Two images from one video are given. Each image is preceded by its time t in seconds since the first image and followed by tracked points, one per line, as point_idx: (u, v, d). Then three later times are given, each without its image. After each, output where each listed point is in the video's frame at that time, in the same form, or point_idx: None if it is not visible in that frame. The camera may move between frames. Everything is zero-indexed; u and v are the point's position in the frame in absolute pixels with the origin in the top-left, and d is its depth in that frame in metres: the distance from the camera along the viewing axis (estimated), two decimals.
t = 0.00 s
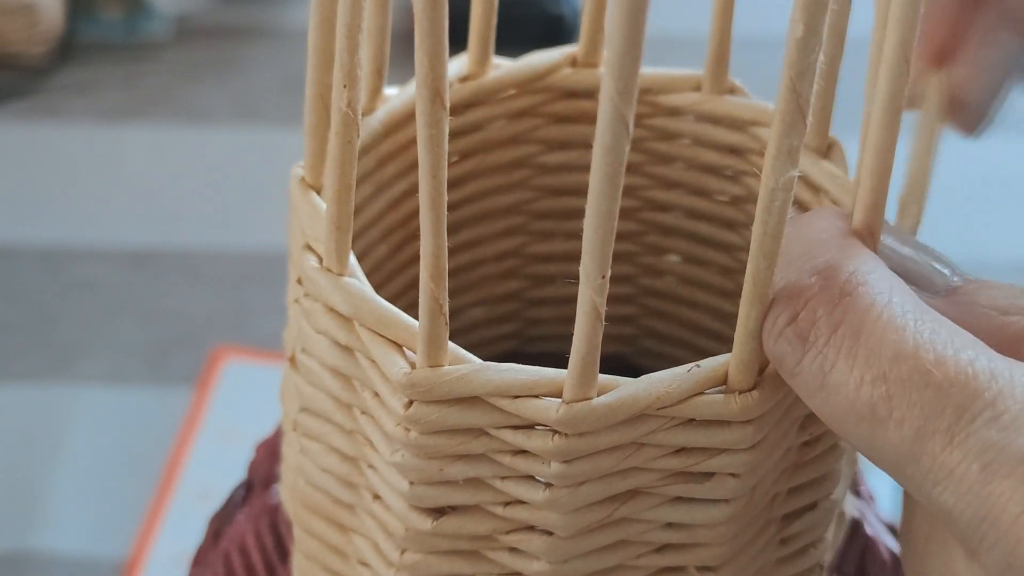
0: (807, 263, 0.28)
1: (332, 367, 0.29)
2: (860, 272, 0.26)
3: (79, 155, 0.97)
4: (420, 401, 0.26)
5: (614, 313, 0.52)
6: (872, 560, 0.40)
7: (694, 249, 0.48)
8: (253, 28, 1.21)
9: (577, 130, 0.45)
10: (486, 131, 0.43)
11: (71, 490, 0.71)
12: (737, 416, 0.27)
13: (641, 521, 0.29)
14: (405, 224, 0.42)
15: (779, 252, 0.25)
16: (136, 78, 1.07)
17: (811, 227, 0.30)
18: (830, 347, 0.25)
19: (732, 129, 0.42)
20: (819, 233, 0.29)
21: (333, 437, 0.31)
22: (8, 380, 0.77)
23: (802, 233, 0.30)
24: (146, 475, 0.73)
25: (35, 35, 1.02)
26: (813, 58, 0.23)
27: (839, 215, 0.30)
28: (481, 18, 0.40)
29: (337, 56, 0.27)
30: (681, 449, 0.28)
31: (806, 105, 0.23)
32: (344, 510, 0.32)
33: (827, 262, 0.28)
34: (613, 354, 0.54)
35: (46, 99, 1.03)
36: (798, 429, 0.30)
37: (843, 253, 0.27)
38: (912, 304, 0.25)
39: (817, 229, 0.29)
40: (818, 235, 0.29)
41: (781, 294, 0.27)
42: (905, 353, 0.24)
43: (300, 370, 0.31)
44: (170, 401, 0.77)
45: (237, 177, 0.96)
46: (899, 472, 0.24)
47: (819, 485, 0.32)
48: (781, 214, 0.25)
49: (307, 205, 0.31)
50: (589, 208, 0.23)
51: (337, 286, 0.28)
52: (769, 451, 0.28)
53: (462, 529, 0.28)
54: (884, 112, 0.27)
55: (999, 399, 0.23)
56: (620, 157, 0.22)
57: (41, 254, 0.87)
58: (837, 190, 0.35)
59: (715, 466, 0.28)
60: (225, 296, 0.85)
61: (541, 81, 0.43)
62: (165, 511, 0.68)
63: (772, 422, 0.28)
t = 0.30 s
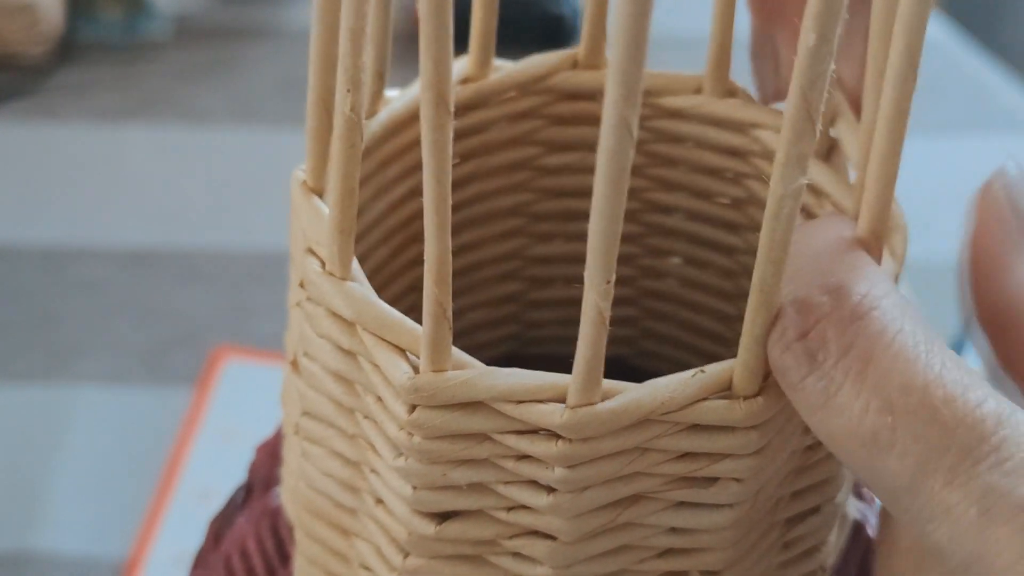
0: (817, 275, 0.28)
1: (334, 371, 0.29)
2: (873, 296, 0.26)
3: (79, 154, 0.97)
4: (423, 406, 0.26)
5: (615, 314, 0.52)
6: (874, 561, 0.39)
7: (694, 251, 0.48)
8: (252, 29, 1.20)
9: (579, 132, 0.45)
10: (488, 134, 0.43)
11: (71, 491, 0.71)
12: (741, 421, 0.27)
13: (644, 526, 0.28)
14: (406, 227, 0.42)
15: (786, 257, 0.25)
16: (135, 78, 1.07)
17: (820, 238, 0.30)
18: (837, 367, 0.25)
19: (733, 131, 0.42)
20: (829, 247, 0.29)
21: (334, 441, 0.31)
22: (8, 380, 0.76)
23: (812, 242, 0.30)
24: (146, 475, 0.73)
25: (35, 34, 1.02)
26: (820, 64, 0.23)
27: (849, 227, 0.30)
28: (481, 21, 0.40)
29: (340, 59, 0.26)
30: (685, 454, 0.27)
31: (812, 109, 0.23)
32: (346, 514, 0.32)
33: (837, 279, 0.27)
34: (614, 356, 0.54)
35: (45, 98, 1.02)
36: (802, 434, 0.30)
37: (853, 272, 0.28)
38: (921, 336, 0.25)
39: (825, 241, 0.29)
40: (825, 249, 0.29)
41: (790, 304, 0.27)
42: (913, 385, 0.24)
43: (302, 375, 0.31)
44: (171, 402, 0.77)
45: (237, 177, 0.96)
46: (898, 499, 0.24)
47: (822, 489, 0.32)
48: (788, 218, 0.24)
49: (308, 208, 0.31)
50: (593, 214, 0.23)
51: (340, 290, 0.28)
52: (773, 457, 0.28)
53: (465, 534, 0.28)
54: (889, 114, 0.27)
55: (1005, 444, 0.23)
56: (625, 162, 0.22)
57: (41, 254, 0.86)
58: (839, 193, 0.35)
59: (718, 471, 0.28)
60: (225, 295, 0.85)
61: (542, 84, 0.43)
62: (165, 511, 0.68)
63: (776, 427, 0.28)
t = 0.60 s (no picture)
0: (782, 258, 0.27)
1: (313, 372, 0.29)
2: (836, 284, 0.26)
3: (78, 155, 0.97)
4: (399, 406, 0.26)
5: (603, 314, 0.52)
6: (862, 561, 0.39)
7: (681, 252, 0.48)
8: (251, 29, 1.21)
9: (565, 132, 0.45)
10: (473, 134, 0.43)
11: (71, 490, 0.71)
12: (715, 420, 0.27)
13: (622, 525, 0.29)
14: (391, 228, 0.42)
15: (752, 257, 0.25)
16: (134, 79, 1.07)
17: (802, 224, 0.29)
18: (781, 354, 0.26)
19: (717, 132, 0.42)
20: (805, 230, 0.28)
21: (314, 442, 0.31)
22: (8, 379, 0.77)
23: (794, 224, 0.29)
24: (145, 476, 0.73)
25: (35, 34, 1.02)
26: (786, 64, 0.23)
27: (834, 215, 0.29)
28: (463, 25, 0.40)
29: (313, 63, 0.27)
30: (660, 453, 0.28)
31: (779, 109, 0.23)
32: (327, 515, 0.32)
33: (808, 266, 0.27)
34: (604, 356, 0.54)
35: (44, 99, 1.03)
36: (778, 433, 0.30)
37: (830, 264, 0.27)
38: (871, 329, 0.26)
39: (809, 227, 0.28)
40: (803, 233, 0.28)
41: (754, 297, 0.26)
42: (845, 382, 0.24)
43: (283, 376, 0.31)
44: (169, 402, 0.77)
45: (234, 177, 0.96)
46: (805, 487, 0.25)
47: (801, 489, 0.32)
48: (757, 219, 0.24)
49: (287, 210, 0.31)
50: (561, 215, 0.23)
51: (317, 291, 0.28)
52: (750, 456, 0.28)
53: (443, 534, 0.28)
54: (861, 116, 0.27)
55: (913, 454, 0.23)
56: (591, 162, 0.22)
57: (40, 254, 0.87)
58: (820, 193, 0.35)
59: (694, 470, 0.28)
60: (223, 295, 0.85)
61: (525, 85, 0.43)
62: (165, 512, 0.68)
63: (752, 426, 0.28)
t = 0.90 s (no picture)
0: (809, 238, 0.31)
1: (324, 370, 0.29)
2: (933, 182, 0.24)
3: (81, 154, 0.97)
4: (411, 405, 0.26)
5: (609, 314, 0.52)
6: (869, 561, 0.39)
7: (688, 251, 0.48)
8: (252, 28, 1.21)
9: (572, 133, 0.45)
10: (482, 134, 0.43)
11: (71, 489, 0.71)
12: (728, 420, 0.27)
13: (633, 525, 0.28)
14: (400, 227, 0.42)
15: (769, 258, 0.25)
16: (136, 78, 1.07)
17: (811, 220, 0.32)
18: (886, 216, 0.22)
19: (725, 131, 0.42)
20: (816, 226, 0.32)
21: (324, 441, 0.31)
22: (8, 379, 0.77)
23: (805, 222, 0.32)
24: (146, 475, 0.73)
25: (36, 34, 1.02)
26: (804, 64, 0.23)
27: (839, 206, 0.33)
28: (473, 23, 0.40)
29: (327, 61, 0.27)
30: (672, 453, 0.27)
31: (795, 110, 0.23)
32: (336, 514, 0.32)
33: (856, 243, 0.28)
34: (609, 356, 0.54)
35: (46, 98, 1.03)
36: (791, 432, 0.30)
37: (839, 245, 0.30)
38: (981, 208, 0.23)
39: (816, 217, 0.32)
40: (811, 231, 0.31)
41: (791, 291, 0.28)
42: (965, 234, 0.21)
43: (292, 374, 0.31)
44: (170, 402, 0.77)
45: (238, 177, 0.96)
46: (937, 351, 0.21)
47: (813, 488, 0.32)
48: (771, 219, 0.24)
49: (298, 209, 0.31)
50: (576, 214, 0.23)
51: (328, 290, 0.28)
52: (761, 456, 0.28)
53: (453, 534, 0.28)
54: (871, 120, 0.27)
55: None
56: (606, 162, 0.22)
57: (41, 254, 0.87)
58: (829, 195, 0.35)
59: (705, 470, 0.28)
60: (227, 295, 0.85)
61: (534, 84, 0.43)
62: (165, 512, 0.68)
63: (764, 427, 0.28)
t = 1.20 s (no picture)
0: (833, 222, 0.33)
1: (327, 370, 0.29)
2: None
3: (82, 154, 0.97)
4: (414, 404, 0.26)
5: (610, 314, 0.52)
6: (870, 560, 0.39)
7: (689, 251, 0.48)
8: (252, 28, 1.21)
9: (574, 133, 0.45)
10: (484, 133, 0.43)
11: (72, 489, 0.71)
12: (731, 420, 0.27)
13: (636, 524, 0.29)
14: (402, 226, 0.42)
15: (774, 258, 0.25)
16: (137, 78, 1.07)
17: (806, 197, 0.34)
18: None
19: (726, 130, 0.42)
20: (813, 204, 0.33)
21: (327, 440, 0.31)
22: (9, 379, 0.77)
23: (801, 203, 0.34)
24: (146, 476, 0.73)
25: (36, 34, 1.02)
26: (810, 64, 0.23)
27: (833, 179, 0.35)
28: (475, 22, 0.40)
29: (330, 60, 0.27)
30: (675, 453, 0.27)
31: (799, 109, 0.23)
32: (339, 513, 0.32)
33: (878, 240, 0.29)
34: (610, 356, 0.54)
35: (46, 98, 1.03)
36: (793, 431, 0.30)
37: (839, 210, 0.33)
38: None
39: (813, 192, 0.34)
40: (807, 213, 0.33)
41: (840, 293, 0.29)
42: None
43: (295, 374, 0.31)
44: (171, 402, 0.77)
45: (238, 176, 0.96)
46: None
47: (815, 487, 0.32)
48: (776, 220, 0.24)
49: (300, 208, 0.31)
50: (580, 214, 0.23)
51: (331, 289, 0.28)
52: (764, 456, 0.28)
53: (456, 533, 0.28)
54: (876, 122, 0.27)
55: None
56: (610, 162, 0.22)
57: (42, 253, 0.87)
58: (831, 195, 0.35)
59: (708, 470, 0.28)
60: (228, 295, 0.85)
61: (536, 84, 0.43)
62: (165, 512, 0.68)
63: (767, 427, 0.28)
